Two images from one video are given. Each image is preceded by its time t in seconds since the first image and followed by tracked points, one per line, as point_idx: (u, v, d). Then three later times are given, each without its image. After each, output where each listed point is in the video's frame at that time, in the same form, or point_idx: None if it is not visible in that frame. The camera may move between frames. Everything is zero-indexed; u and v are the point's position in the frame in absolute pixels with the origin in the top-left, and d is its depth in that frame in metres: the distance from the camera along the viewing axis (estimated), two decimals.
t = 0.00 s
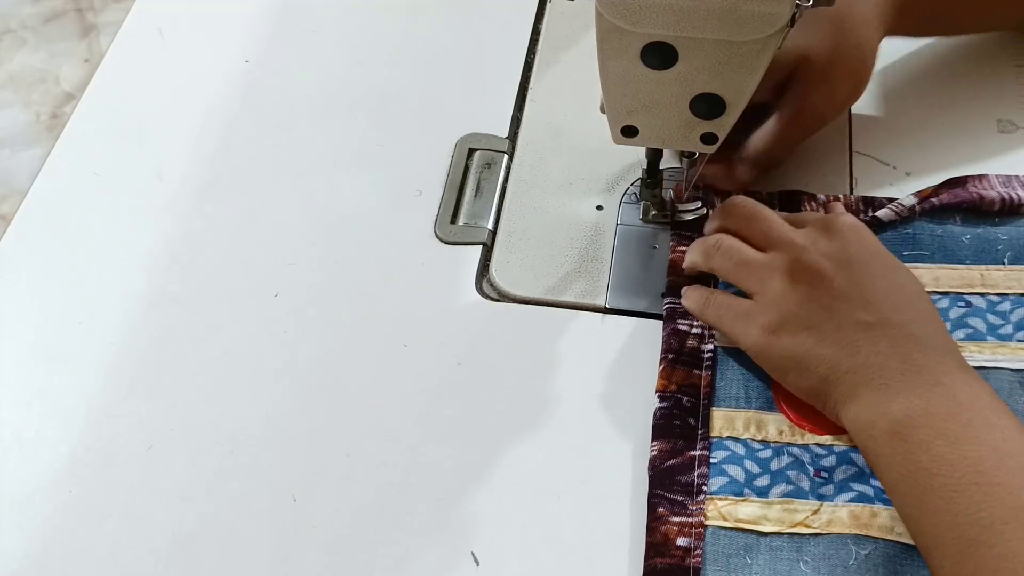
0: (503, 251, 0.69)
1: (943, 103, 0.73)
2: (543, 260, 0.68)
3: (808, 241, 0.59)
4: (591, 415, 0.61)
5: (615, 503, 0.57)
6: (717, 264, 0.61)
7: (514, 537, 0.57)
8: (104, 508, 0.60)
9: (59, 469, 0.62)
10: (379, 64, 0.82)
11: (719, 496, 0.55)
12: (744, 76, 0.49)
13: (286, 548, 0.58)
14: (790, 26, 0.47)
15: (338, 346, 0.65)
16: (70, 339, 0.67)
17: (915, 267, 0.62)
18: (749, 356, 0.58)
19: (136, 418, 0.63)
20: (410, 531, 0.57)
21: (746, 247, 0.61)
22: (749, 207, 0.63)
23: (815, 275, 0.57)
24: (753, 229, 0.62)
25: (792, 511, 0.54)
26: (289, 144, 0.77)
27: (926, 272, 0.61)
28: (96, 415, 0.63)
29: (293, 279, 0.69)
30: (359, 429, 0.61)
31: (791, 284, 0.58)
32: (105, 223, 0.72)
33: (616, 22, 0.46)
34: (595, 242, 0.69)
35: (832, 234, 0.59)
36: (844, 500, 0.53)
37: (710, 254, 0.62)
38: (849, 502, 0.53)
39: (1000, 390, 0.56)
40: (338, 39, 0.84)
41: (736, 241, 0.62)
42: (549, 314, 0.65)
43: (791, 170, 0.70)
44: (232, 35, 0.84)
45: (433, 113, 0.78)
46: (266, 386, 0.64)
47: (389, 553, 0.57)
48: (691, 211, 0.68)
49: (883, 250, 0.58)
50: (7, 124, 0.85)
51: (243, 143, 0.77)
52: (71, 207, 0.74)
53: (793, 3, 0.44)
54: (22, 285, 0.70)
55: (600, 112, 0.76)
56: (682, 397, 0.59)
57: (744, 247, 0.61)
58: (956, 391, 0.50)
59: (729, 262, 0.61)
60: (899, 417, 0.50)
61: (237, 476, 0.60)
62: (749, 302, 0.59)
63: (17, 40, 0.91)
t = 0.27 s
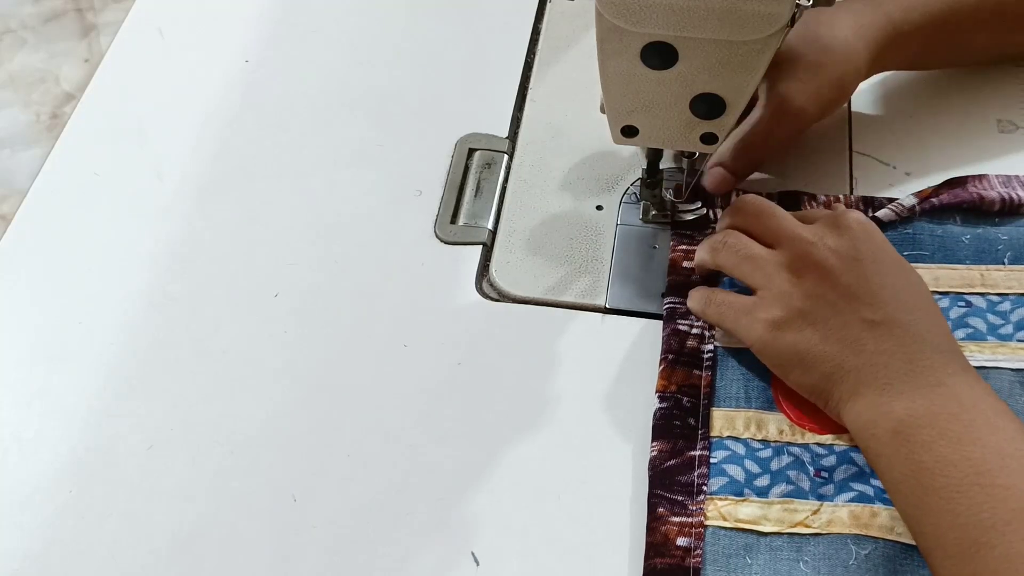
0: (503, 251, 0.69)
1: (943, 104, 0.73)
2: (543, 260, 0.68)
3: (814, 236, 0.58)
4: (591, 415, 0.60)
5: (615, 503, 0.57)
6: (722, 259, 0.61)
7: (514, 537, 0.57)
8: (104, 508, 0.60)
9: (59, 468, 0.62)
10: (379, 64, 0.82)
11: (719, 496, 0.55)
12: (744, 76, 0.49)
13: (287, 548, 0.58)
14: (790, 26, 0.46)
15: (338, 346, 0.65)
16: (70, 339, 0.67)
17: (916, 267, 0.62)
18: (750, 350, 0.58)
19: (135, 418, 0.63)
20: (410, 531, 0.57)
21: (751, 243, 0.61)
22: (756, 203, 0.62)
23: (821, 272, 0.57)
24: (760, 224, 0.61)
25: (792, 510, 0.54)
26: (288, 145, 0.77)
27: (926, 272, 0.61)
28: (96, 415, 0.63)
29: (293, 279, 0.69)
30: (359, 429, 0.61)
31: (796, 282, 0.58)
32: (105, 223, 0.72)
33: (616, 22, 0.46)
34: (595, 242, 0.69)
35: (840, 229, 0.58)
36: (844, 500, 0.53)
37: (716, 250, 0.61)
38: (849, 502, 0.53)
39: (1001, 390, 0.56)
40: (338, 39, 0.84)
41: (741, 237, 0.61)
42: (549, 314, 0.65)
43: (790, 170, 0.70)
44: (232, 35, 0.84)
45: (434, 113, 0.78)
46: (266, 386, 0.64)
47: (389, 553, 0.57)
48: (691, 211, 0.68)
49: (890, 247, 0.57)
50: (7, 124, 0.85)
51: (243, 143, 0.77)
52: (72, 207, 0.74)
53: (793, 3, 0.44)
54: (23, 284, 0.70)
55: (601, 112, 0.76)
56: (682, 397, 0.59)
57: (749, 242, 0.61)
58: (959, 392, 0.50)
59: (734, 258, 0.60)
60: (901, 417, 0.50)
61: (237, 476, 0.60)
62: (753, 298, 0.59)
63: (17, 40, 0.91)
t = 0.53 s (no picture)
0: (504, 251, 0.69)
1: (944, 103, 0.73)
2: (543, 260, 0.68)
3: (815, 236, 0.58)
4: (591, 415, 0.60)
5: (615, 503, 0.57)
6: (723, 259, 0.61)
7: (514, 537, 0.57)
8: (104, 508, 0.60)
9: (59, 468, 0.62)
10: (379, 64, 0.82)
11: (718, 496, 0.55)
12: (744, 76, 0.49)
13: (287, 548, 0.58)
14: (791, 26, 0.46)
15: (338, 346, 0.65)
16: (70, 339, 0.67)
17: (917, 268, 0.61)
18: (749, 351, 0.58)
19: (135, 418, 0.63)
20: (410, 531, 0.57)
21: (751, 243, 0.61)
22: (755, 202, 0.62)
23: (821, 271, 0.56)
24: (759, 224, 0.61)
25: (792, 510, 0.54)
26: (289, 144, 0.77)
27: (927, 272, 0.61)
28: (96, 415, 0.64)
29: (293, 278, 0.69)
30: (359, 429, 0.61)
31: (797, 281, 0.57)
32: (105, 223, 0.72)
33: (616, 22, 0.46)
34: (595, 242, 0.69)
35: (840, 228, 0.58)
36: (845, 500, 0.53)
37: (715, 250, 0.61)
38: (849, 502, 0.53)
39: (1001, 390, 0.56)
40: (338, 39, 0.84)
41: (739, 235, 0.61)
42: (549, 314, 0.65)
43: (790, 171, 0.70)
44: (232, 35, 0.84)
45: (434, 113, 0.78)
46: (265, 386, 0.64)
47: (389, 553, 0.57)
48: (691, 210, 0.68)
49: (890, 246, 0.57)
50: (7, 124, 0.85)
51: (244, 143, 0.77)
52: (72, 207, 0.74)
53: (793, 3, 0.44)
54: (23, 284, 0.70)
55: (601, 112, 0.76)
56: (682, 398, 0.59)
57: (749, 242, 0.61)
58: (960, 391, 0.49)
59: (735, 258, 0.60)
60: (902, 417, 0.50)
61: (237, 476, 0.60)
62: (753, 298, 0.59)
63: (17, 40, 0.91)
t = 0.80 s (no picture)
0: (504, 251, 0.69)
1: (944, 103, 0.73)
2: (543, 260, 0.68)
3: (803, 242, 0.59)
4: (591, 415, 0.60)
5: (615, 503, 0.57)
6: (713, 262, 0.62)
7: (514, 537, 0.57)
8: (104, 508, 0.60)
9: (59, 468, 0.62)
10: (379, 64, 0.82)
11: (719, 496, 0.55)
12: (744, 76, 0.49)
13: (287, 548, 0.58)
14: (790, 26, 0.47)
15: (338, 346, 0.65)
16: (70, 339, 0.67)
17: (918, 267, 0.62)
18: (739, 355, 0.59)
19: (135, 418, 0.63)
20: (410, 531, 0.57)
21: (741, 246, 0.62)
22: (747, 206, 0.63)
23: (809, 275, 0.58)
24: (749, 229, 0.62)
25: (792, 510, 0.54)
26: (289, 144, 0.77)
27: (927, 272, 0.61)
28: (96, 415, 0.63)
29: (293, 278, 0.69)
30: (359, 429, 0.61)
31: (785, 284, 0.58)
32: (105, 223, 0.72)
33: (617, 22, 0.46)
34: (595, 242, 0.69)
35: (828, 236, 0.59)
36: (844, 500, 0.53)
37: (708, 251, 0.62)
38: (849, 502, 0.53)
39: (1001, 390, 0.56)
40: (338, 39, 0.84)
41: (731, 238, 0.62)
42: (549, 314, 0.65)
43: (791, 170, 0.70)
44: (232, 35, 0.84)
45: (434, 113, 0.78)
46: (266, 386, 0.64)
47: (389, 553, 0.57)
48: (691, 211, 0.68)
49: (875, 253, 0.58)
50: (7, 124, 0.85)
51: (244, 143, 0.77)
52: (72, 207, 0.74)
53: (793, 3, 0.44)
54: (23, 284, 0.70)
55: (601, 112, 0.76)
56: (682, 397, 0.59)
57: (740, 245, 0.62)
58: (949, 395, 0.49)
59: (727, 260, 0.61)
60: (890, 419, 0.50)
61: (237, 476, 0.60)
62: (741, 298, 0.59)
63: (17, 40, 0.91)
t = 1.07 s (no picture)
0: (504, 251, 0.69)
1: (943, 104, 0.73)
2: (543, 260, 0.68)
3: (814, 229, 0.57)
4: (592, 415, 0.61)
5: (615, 503, 0.57)
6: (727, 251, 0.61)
7: (515, 537, 0.57)
8: (104, 508, 0.60)
9: (60, 469, 0.62)
10: (379, 64, 0.82)
11: (718, 496, 0.55)
12: (744, 76, 0.49)
13: (287, 548, 0.58)
14: (790, 26, 0.47)
15: (338, 346, 0.65)
16: (70, 339, 0.67)
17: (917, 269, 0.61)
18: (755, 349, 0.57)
19: (135, 418, 0.63)
20: (410, 531, 0.57)
21: (755, 234, 0.60)
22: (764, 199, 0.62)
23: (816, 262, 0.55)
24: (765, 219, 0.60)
25: (792, 510, 0.54)
26: (289, 144, 0.77)
27: (927, 274, 0.61)
28: (96, 414, 0.63)
29: (294, 278, 0.69)
30: (359, 429, 0.61)
31: (794, 271, 0.56)
32: (105, 223, 0.72)
33: (616, 22, 0.46)
34: (595, 242, 0.69)
35: (845, 223, 0.56)
36: (844, 500, 0.54)
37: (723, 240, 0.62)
38: (849, 502, 0.53)
39: (1001, 390, 0.56)
40: (338, 39, 0.84)
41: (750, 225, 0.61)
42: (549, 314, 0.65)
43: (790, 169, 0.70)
44: (232, 36, 0.84)
45: (434, 113, 0.78)
46: (265, 386, 0.64)
47: (389, 553, 0.57)
48: (692, 211, 0.67)
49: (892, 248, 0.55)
50: (7, 124, 0.85)
51: (244, 143, 0.77)
52: (72, 206, 0.74)
53: (793, 4, 0.44)
54: (22, 284, 0.70)
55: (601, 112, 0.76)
56: (682, 396, 0.59)
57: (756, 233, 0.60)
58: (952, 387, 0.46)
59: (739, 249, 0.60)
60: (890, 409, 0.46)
61: (237, 476, 0.60)
62: (751, 284, 0.58)
63: (17, 40, 0.91)
